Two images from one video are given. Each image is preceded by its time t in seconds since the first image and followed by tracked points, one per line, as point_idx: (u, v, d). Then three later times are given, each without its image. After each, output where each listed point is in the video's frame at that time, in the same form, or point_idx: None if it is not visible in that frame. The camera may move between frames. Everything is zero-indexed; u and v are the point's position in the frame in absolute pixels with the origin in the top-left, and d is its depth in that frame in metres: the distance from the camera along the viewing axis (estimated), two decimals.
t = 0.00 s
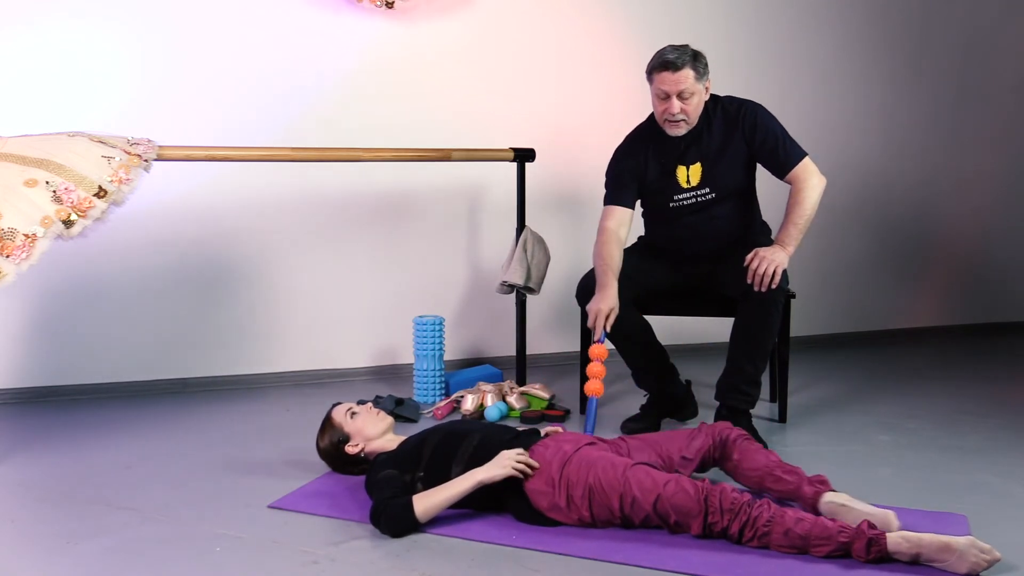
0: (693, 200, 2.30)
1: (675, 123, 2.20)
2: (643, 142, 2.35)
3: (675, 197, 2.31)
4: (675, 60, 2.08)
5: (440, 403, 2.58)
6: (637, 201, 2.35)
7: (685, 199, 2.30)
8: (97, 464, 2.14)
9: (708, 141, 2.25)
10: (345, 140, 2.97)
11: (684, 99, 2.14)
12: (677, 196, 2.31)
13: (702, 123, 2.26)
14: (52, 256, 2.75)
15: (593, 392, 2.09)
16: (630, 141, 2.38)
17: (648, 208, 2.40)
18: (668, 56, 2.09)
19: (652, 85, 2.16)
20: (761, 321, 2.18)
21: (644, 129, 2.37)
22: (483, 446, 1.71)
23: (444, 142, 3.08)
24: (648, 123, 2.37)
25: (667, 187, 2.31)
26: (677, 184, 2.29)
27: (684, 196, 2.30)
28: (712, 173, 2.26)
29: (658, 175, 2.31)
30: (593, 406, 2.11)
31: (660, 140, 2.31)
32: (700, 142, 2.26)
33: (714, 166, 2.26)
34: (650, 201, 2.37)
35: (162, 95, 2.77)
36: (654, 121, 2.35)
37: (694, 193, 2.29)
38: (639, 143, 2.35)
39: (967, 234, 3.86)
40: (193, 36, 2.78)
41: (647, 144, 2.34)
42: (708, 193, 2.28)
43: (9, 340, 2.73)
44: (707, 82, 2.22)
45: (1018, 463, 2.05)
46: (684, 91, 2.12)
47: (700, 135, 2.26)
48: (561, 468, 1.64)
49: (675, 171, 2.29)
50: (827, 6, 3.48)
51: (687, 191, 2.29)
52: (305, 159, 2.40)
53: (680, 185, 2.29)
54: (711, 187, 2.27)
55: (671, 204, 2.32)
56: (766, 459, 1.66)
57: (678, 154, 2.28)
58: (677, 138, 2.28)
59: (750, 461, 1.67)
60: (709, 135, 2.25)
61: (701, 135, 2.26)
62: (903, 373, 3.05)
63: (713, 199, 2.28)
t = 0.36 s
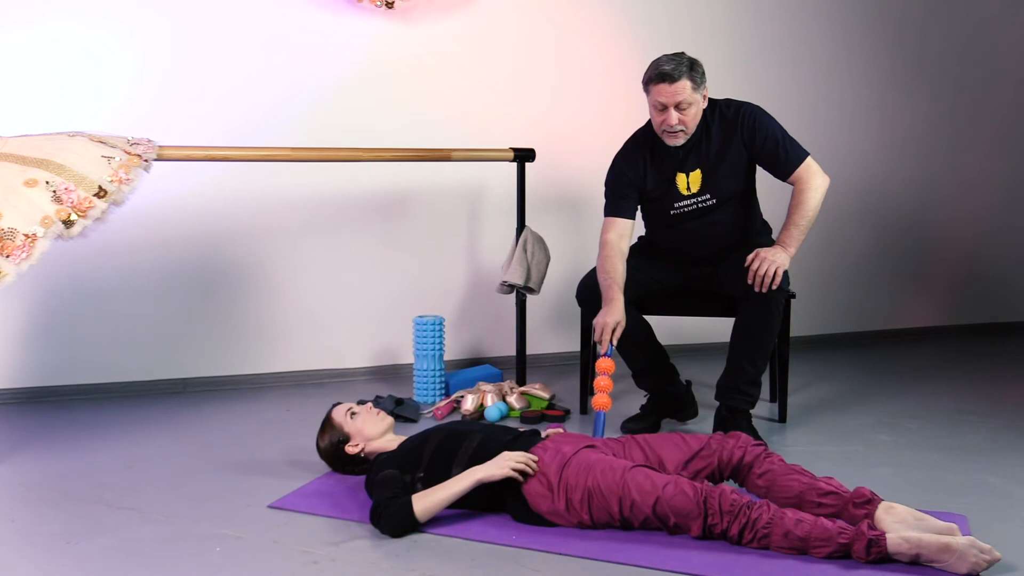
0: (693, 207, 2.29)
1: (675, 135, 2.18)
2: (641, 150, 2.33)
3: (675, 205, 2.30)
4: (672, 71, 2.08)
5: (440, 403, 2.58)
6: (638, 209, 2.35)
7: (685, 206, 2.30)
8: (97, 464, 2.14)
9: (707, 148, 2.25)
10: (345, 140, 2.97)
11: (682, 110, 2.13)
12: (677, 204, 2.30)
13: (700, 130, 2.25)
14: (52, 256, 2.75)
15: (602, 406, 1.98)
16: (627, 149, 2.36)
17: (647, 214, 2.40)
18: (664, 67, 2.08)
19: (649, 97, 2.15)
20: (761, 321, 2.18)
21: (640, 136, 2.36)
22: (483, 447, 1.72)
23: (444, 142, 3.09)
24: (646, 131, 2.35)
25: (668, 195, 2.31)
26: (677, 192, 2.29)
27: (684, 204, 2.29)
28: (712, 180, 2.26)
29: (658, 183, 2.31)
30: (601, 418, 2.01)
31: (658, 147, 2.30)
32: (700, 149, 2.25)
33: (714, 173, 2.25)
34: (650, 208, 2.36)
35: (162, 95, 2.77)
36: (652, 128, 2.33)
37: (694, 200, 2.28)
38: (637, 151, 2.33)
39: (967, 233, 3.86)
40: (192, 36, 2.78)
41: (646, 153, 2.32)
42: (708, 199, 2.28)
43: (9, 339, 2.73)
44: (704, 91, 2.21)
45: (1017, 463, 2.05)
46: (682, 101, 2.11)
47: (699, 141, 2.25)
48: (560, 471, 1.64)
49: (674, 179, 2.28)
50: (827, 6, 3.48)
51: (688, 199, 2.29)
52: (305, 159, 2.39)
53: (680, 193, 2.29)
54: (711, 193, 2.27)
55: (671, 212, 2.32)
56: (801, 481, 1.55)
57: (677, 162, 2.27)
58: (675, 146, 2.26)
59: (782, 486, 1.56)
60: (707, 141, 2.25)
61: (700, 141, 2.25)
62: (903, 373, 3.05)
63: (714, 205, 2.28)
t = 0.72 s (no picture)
0: (693, 207, 2.29)
1: (675, 135, 2.18)
2: (641, 150, 2.33)
3: (675, 205, 2.30)
4: (673, 72, 2.07)
5: (440, 403, 2.58)
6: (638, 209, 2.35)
7: (686, 207, 2.30)
8: (97, 464, 2.14)
9: (708, 148, 2.24)
10: (345, 140, 2.97)
11: (682, 111, 2.13)
12: (678, 204, 2.30)
13: (701, 130, 2.25)
14: (52, 256, 2.74)
15: (603, 407, 1.98)
16: (627, 149, 2.35)
17: (648, 215, 2.40)
18: (665, 68, 2.08)
19: (650, 97, 2.15)
20: (761, 321, 2.18)
21: (641, 136, 2.35)
22: (483, 448, 1.71)
23: (444, 142, 3.08)
24: (646, 131, 2.35)
25: (668, 196, 2.30)
26: (678, 193, 2.29)
27: (684, 204, 2.29)
28: (712, 180, 2.26)
29: (658, 184, 2.30)
30: (602, 417, 2.01)
31: (658, 147, 2.30)
32: (700, 149, 2.25)
33: (714, 173, 2.25)
34: (651, 209, 2.36)
35: (162, 95, 2.77)
36: (653, 128, 2.33)
37: (695, 201, 2.28)
38: (638, 152, 2.33)
39: (967, 233, 3.85)
40: (192, 36, 2.78)
41: (646, 153, 2.32)
42: (708, 200, 2.28)
43: (9, 339, 2.73)
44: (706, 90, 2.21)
45: (1017, 463, 2.05)
46: (683, 102, 2.11)
47: (699, 141, 2.25)
48: (559, 473, 1.64)
49: (675, 180, 2.28)
50: (827, 6, 3.48)
51: (688, 199, 2.29)
52: (305, 159, 2.39)
53: (680, 193, 2.29)
54: (711, 194, 2.27)
55: (671, 212, 2.32)
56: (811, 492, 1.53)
57: (678, 163, 2.27)
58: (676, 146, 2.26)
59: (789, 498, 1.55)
60: (708, 142, 2.25)
61: (700, 142, 2.25)
62: (902, 373, 3.05)
63: (714, 205, 2.28)
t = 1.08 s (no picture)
0: (692, 193, 2.31)
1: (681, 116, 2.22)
2: (645, 135, 2.37)
3: (674, 189, 2.32)
4: (681, 50, 2.13)
5: (440, 403, 2.58)
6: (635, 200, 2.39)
7: (684, 192, 2.31)
8: (97, 464, 2.14)
9: (710, 136, 2.27)
10: (345, 139, 2.97)
11: (689, 90, 2.17)
12: (676, 189, 2.32)
13: (704, 118, 2.28)
14: (52, 256, 2.74)
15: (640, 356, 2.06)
16: (632, 134, 2.40)
17: (647, 202, 2.42)
18: (674, 47, 2.14)
19: (658, 77, 2.20)
20: (761, 320, 2.18)
21: (646, 122, 2.40)
22: (483, 447, 1.71)
23: (444, 142, 3.08)
24: (651, 118, 2.39)
25: (668, 180, 2.32)
26: (677, 177, 2.31)
27: (683, 189, 2.31)
28: (712, 168, 2.27)
29: (659, 167, 2.33)
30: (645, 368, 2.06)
31: (662, 133, 2.33)
32: (702, 136, 2.28)
33: (715, 161, 2.27)
34: (650, 195, 2.38)
35: (162, 94, 2.77)
36: (658, 116, 2.37)
37: (693, 187, 2.30)
38: (641, 136, 2.37)
39: (967, 233, 3.86)
40: (192, 36, 2.78)
41: (649, 138, 2.36)
42: (707, 187, 2.29)
43: (9, 340, 2.73)
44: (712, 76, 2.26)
45: (1016, 463, 2.05)
46: (689, 81, 2.16)
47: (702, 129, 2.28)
48: (559, 472, 1.64)
49: (675, 164, 2.30)
50: (827, 6, 3.49)
51: (687, 184, 2.30)
52: (305, 159, 2.39)
53: (679, 178, 2.30)
54: (710, 181, 2.28)
55: (670, 197, 2.34)
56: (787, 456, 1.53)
57: (679, 147, 2.30)
58: (679, 131, 2.29)
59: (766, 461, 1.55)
60: (710, 129, 2.27)
61: (703, 128, 2.28)
62: (902, 373, 3.05)
63: (712, 193, 2.29)
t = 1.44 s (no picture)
0: (686, 175, 2.34)
1: (690, 100, 2.28)
2: (654, 117, 2.45)
3: (670, 169, 2.37)
4: (689, 37, 2.21)
5: (440, 403, 2.58)
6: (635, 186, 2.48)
7: (679, 173, 2.35)
8: (97, 464, 2.14)
9: (712, 123, 2.31)
10: (344, 139, 2.97)
11: (697, 75, 2.23)
12: (672, 168, 2.36)
13: (711, 107, 2.32)
14: (52, 256, 2.74)
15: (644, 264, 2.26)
16: (643, 115, 2.48)
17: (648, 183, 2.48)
18: (683, 34, 2.22)
19: (669, 63, 2.28)
20: (760, 320, 2.18)
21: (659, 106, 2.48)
22: (483, 447, 1.72)
23: (444, 142, 3.08)
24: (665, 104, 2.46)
25: (666, 159, 2.38)
26: (675, 158, 2.36)
27: (679, 170, 2.35)
28: (709, 153, 2.31)
29: (661, 147, 2.39)
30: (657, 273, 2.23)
31: (669, 115, 2.40)
32: (704, 122, 2.32)
33: (713, 147, 2.30)
34: (649, 174, 2.44)
35: (162, 94, 2.77)
36: (670, 102, 2.44)
37: (688, 169, 2.34)
38: (651, 117, 2.45)
39: (967, 233, 3.86)
40: (192, 36, 2.78)
41: (657, 119, 2.43)
42: (702, 171, 2.32)
43: (8, 340, 2.73)
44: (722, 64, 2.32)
45: (1016, 463, 2.05)
46: (698, 66, 2.22)
47: (705, 116, 2.32)
48: (558, 473, 1.64)
49: (675, 145, 2.35)
50: (827, 5, 3.49)
51: (683, 166, 2.35)
52: (305, 159, 2.39)
53: (676, 159, 2.35)
54: (705, 166, 2.31)
55: (665, 176, 2.38)
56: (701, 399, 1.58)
57: (681, 129, 2.35)
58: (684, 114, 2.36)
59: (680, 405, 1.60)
60: (714, 118, 2.31)
61: (708, 116, 2.32)
62: (901, 373, 3.05)
63: (706, 178, 2.32)
